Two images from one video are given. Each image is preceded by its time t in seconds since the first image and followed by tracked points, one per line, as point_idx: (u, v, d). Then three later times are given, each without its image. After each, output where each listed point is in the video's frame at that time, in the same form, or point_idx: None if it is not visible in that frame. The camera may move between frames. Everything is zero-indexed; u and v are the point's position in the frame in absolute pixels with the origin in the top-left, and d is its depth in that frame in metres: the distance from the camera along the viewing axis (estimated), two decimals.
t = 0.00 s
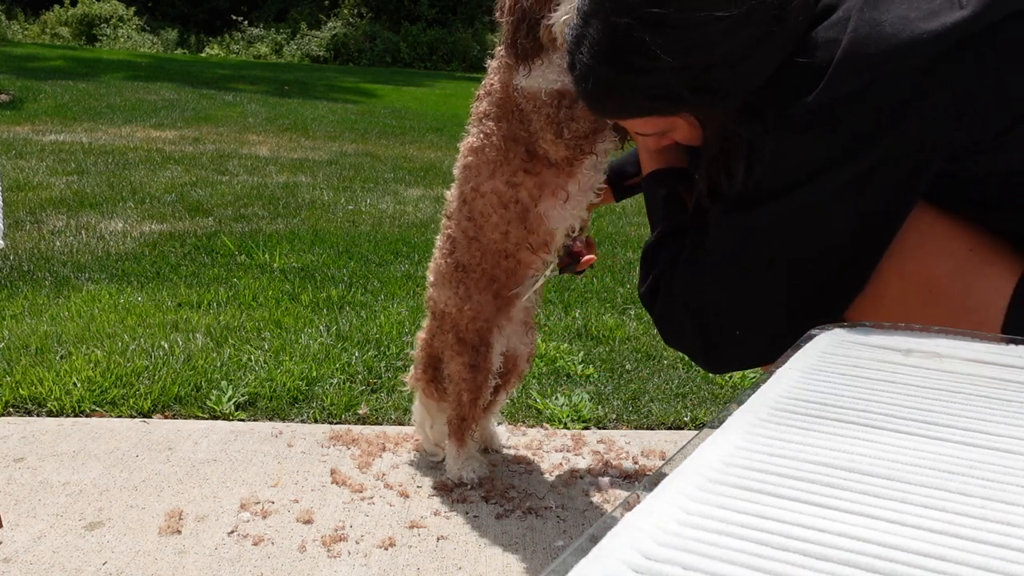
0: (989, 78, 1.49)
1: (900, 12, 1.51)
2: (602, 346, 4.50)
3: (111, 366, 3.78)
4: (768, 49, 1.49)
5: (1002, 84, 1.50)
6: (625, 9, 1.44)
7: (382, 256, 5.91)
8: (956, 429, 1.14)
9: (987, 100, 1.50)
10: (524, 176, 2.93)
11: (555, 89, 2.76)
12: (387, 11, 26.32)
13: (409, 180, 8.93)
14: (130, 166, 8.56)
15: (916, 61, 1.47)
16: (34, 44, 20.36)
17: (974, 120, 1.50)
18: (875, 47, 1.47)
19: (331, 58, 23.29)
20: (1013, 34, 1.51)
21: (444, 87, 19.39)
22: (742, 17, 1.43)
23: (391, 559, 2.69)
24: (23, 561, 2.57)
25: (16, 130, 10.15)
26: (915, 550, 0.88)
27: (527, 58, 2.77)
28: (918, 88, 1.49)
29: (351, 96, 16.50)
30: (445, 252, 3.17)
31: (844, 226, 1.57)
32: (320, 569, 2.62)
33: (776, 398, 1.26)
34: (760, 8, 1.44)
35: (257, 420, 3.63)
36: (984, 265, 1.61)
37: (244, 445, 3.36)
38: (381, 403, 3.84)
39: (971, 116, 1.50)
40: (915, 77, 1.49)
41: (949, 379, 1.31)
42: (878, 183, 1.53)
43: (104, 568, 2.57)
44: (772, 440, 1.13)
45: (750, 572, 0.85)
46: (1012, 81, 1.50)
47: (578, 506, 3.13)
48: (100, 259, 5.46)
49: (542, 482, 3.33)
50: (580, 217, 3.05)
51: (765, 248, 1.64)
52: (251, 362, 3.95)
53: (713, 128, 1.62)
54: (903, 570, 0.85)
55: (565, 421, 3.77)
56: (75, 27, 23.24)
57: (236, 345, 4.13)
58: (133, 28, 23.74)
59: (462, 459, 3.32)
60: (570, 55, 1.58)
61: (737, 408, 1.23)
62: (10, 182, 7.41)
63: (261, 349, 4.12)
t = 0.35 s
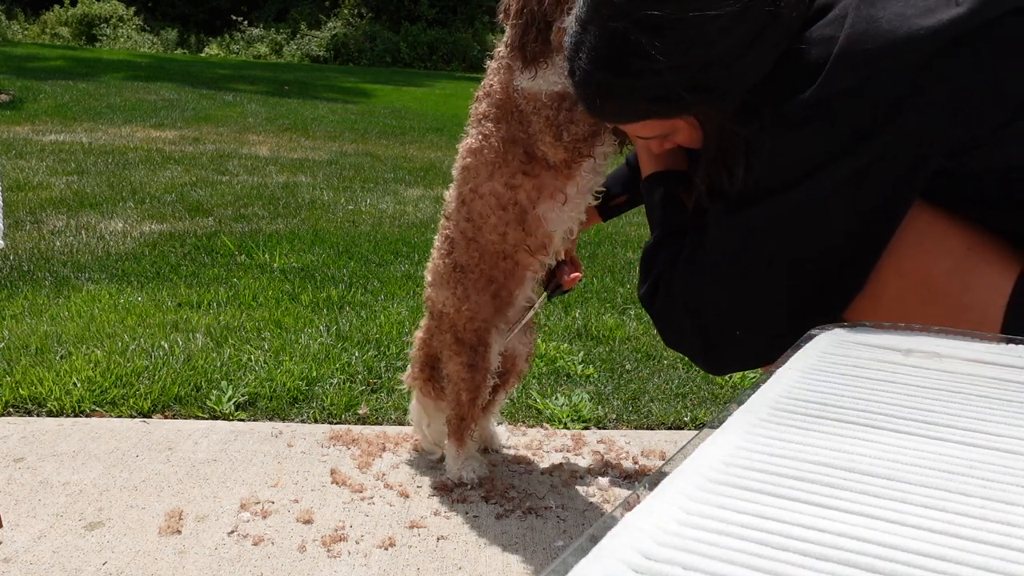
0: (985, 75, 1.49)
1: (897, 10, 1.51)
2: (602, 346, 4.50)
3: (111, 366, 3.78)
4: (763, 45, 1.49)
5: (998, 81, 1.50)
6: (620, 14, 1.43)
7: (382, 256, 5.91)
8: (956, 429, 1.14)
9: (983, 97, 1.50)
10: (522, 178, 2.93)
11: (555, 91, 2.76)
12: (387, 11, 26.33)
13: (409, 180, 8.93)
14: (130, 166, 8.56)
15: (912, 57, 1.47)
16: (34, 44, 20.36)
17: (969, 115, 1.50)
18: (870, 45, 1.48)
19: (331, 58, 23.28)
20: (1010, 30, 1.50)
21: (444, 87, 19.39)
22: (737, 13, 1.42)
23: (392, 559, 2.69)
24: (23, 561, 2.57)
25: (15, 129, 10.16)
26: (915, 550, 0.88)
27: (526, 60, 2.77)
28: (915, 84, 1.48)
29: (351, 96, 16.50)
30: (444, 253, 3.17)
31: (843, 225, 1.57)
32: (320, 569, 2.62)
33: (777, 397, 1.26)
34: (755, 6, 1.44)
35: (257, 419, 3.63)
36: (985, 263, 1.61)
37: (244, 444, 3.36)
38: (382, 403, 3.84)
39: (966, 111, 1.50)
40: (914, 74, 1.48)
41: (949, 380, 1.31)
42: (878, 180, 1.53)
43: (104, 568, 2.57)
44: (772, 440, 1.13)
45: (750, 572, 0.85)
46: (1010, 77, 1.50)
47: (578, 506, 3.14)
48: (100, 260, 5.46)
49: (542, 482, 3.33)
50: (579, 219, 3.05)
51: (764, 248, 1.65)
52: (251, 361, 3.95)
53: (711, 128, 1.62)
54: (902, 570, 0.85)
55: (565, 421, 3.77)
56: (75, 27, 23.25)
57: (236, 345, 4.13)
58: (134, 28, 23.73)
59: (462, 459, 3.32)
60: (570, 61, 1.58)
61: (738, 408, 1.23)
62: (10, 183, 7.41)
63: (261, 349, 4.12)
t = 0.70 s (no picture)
0: (986, 75, 1.48)
1: (894, 12, 1.50)
2: (602, 346, 4.50)
3: (111, 366, 3.78)
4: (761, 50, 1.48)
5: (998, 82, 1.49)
6: (615, 29, 1.45)
7: (382, 256, 5.91)
8: (956, 429, 1.14)
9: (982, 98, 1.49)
10: (521, 180, 2.94)
11: (554, 94, 2.75)
12: (387, 11, 26.33)
13: (409, 180, 8.93)
14: (130, 166, 8.56)
15: (910, 60, 1.46)
16: (35, 44, 20.36)
17: (969, 117, 1.49)
18: (868, 47, 1.47)
19: (331, 58, 23.27)
20: (1012, 31, 1.48)
21: (444, 87, 19.39)
22: (733, 17, 1.42)
23: (392, 559, 2.69)
24: (23, 561, 2.57)
25: (15, 129, 10.16)
26: (915, 549, 0.88)
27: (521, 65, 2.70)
28: (914, 86, 1.48)
29: (351, 96, 16.51)
30: (441, 254, 3.17)
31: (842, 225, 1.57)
32: (320, 569, 2.62)
33: (777, 397, 1.26)
34: (751, 11, 1.44)
35: (257, 419, 3.63)
36: (985, 264, 1.61)
37: (244, 444, 3.36)
38: (381, 404, 3.84)
39: (967, 113, 1.49)
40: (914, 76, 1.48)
41: (949, 379, 1.31)
42: (877, 181, 1.53)
43: (104, 568, 2.57)
44: (772, 440, 1.13)
45: (750, 572, 0.85)
46: (1011, 78, 1.49)
47: (578, 506, 3.14)
48: (100, 259, 5.46)
49: (542, 482, 3.33)
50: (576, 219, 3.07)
51: (764, 248, 1.65)
52: (251, 362, 3.95)
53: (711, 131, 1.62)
54: (903, 570, 0.85)
55: (565, 421, 3.77)
56: (75, 27, 23.24)
57: (236, 345, 4.13)
58: (134, 28, 23.72)
59: (461, 459, 3.32)
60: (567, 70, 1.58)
61: (738, 408, 1.23)
62: (10, 182, 7.41)
63: (261, 349, 4.12)
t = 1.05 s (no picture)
0: (986, 74, 1.48)
1: (895, 11, 1.50)
2: (602, 346, 4.50)
3: (111, 366, 3.78)
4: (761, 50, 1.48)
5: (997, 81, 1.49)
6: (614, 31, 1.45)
7: (382, 256, 5.91)
8: (956, 429, 1.14)
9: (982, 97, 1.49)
10: (521, 182, 2.94)
11: (554, 96, 2.74)
12: (387, 11, 26.33)
13: (410, 180, 8.93)
14: (130, 166, 8.56)
15: (910, 59, 1.46)
16: (35, 44, 20.36)
17: (969, 116, 1.49)
18: (869, 46, 1.46)
19: (331, 58, 23.27)
20: (1012, 31, 1.48)
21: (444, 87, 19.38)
22: (733, 15, 1.43)
23: (392, 559, 2.69)
24: (23, 561, 2.57)
25: (15, 129, 10.16)
26: (915, 549, 0.88)
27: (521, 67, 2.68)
28: (915, 85, 1.48)
29: (350, 96, 16.50)
30: (440, 254, 3.16)
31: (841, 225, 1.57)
32: (320, 569, 2.62)
33: (777, 397, 1.26)
34: (749, 12, 1.44)
35: (257, 419, 3.63)
36: (987, 265, 1.60)
37: (244, 444, 3.36)
38: (382, 404, 3.84)
39: (967, 112, 1.49)
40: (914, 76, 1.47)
41: (949, 380, 1.31)
42: (878, 181, 1.53)
43: (104, 568, 2.57)
44: (772, 440, 1.13)
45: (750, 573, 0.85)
46: (1011, 78, 1.49)
47: (578, 506, 3.14)
48: (100, 259, 5.46)
49: (542, 482, 3.33)
50: (575, 220, 3.09)
51: (764, 249, 1.65)
52: (251, 362, 3.95)
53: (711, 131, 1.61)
54: (903, 570, 0.85)
55: (565, 421, 3.77)
56: (75, 27, 23.24)
57: (236, 345, 4.13)
58: (134, 28, 23.71)
59: (461, 459, 3.32)
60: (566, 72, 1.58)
61: (738, 408, 1.23)
62: (10, 183, 7.41)
63: (261, 349, 4.12)
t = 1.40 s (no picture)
0: (983, 74, 1.48)
1: (892, 10, 1.50)
2: (602, 346, 4.50)
3: (111, 366, 3.78)
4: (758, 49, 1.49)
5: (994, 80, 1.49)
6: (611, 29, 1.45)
7: (382, 256, 5.91)
8: (955, 429, 1.14)
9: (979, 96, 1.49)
10: (521, 183, 2.94)
11: (555, 98, 2.75)
12: (387, 11, 26.34)
13: (409, 180, 8.93)
14: (130, 166, 8.56)
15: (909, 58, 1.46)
16: (35, 44, 20.36)
17: (966, 115, 1.49)
18: (867, 45, 1.46)
19: (331, 58, 23.26)
20: (1009, 31, 1.49)
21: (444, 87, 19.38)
22: (728, 11, 1.42)
23: (391, 559, 2.69)
24: (23, 561, 2.57)
25: (15, 129, 10.16)
26: (915, 549, 0.88)
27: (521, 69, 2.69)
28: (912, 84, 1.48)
29: (351, 96, 16.50)
30: (439, 254, 3.16)
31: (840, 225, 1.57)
32: (320, 569, 2.62)
33: (777, 397, 1.26)
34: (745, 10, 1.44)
35: (257, 419, 3.63)
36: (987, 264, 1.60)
37: (244, 444, 3.36)
38: (382, 404, 3.84)
39: (964, 111, 1.49)
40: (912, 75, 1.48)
41: (948, 380, 1.31)
42: (877, 181, 1.53)
43: (104, 568, 2.57)
44: (772, 440, 1.14)
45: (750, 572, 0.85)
46: (1007, 78, 1.50)
47: (578, 506, 3.14)
48: (100, 259, 5.46)
49: (542, 482, 3.33)
50: (575, 221, 3.09)
51: (762, 249, 1.65)
52: (251, 362, 3.95)
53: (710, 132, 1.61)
54: (903, 570, 0.85)
55: (564, 421, 3.77)
56: (75, 27, 23.24)
57: (236, 345, 4.14)
58: (134, 28, 23.71)
59: (461, 459, 3.32)
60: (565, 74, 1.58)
61: (738, 408, 1.23)
62: (10, 182, 7.41)
63: (262, 349, 4.12)
